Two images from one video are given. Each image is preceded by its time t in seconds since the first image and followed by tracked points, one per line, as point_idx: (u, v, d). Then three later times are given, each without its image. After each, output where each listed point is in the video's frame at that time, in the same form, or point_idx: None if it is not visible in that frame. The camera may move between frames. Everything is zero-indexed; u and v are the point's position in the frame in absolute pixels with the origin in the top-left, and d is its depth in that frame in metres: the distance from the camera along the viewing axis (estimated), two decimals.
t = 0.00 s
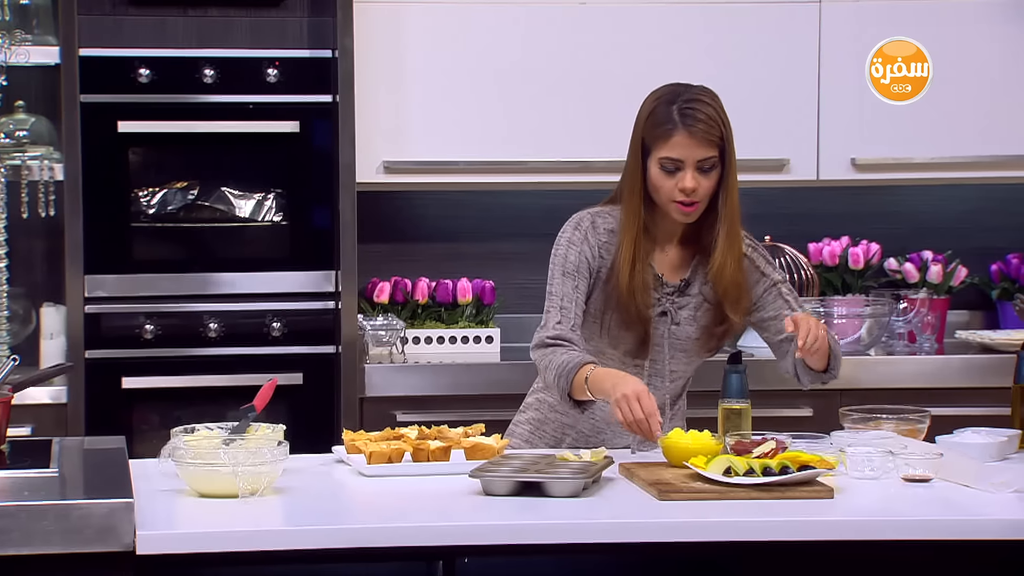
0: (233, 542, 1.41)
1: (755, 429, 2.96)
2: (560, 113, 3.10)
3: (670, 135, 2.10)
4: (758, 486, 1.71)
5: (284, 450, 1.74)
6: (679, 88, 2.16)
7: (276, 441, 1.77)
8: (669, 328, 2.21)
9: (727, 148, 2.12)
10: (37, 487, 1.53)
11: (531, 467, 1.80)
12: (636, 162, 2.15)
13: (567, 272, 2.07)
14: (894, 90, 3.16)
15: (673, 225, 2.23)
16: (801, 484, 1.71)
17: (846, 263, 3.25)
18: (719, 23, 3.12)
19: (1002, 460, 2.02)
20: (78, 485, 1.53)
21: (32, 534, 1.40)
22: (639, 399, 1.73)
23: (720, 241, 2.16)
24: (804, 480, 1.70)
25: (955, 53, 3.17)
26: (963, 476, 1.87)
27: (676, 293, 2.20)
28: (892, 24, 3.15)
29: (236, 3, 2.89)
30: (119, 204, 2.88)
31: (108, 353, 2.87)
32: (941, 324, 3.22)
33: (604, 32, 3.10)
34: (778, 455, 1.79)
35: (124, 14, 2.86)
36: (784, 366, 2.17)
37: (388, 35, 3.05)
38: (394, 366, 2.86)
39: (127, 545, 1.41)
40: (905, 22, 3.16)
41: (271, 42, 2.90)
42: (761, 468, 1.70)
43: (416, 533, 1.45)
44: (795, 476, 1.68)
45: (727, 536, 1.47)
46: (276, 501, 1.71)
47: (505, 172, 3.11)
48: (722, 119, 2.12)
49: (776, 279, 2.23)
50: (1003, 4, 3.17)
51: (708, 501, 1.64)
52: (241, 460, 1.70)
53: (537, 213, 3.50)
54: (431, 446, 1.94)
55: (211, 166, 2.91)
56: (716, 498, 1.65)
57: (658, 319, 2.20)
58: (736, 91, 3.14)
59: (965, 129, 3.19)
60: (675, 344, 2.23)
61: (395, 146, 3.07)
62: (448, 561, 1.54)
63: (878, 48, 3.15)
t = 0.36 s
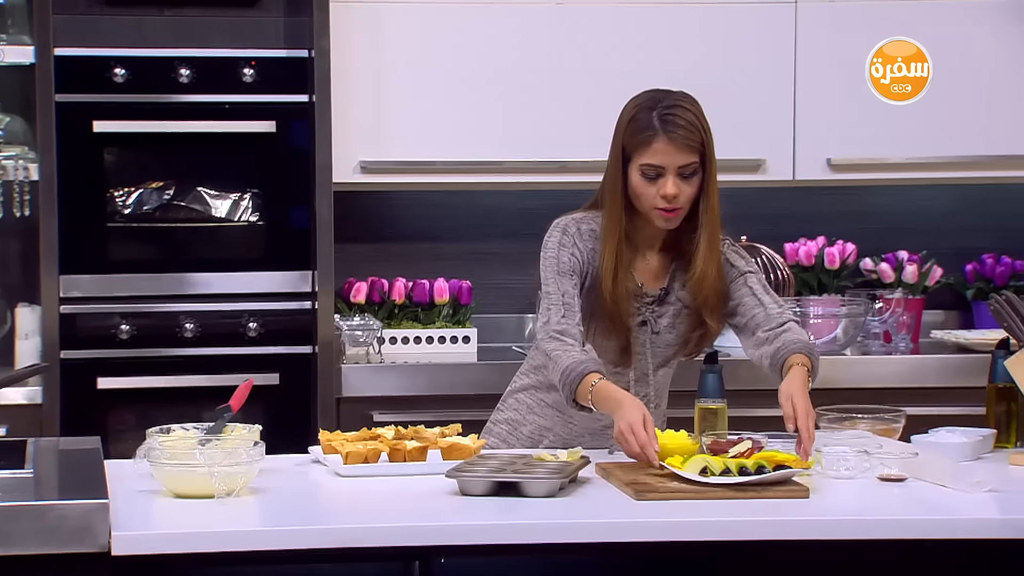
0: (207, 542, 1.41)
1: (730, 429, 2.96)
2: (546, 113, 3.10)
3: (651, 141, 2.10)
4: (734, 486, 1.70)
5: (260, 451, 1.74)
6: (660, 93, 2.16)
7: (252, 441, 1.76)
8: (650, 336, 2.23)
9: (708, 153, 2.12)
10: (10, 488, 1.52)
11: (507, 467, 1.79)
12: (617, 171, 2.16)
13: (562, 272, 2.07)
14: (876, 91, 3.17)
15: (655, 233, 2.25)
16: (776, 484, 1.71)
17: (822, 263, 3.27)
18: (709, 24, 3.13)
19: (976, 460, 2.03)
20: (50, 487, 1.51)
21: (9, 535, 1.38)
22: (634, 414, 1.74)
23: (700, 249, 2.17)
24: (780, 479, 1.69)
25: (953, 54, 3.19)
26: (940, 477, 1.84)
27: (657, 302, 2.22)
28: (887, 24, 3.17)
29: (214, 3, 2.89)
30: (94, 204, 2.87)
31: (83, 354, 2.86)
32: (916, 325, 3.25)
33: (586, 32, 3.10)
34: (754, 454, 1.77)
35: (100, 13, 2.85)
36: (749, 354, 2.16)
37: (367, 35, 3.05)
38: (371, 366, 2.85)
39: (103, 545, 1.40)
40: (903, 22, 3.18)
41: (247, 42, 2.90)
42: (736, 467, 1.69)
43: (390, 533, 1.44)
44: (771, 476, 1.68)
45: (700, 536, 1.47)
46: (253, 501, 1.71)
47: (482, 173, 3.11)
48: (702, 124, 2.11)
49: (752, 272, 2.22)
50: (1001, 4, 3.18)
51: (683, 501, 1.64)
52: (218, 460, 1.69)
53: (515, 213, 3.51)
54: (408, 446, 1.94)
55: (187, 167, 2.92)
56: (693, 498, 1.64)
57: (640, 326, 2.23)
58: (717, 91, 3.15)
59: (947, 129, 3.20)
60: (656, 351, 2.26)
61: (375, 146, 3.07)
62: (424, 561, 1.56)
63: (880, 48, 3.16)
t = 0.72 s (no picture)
0: (167, 544, 1.39)
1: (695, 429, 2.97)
2: (526, 112, 3.12)
3: (619, 147, 2.09)
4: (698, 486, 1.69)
5: (227, 451, 1.69)
6: (627, 98, 2.14)
7: (219, 443, 1.71)
8: (619, 341, 2.24)
9: (676, 158, 2.11)
10: None
11: (476, 467, 1.75)
12: (586, 177, 2.14)
13: (530, 279, 2.05)
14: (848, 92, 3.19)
15: (623, 238, 2.24)
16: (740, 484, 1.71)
17: (790, 263, 3.28)
18: (693, 23, 3.14)
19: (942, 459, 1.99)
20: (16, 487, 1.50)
21: None
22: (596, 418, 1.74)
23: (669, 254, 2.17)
24: (744, 478, 1.69)
25: (956, 53, 3.21)
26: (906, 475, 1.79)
27: (626, 307, 2.22)
28: (893, 24, 3.19)
29: (179, 2, 2.88)
30: (60, 204, 2.87)
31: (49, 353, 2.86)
32: (883, 325, 3.28)
33: (557, 33, 3.12)
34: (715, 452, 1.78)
35: (66, 13, 2.85)
36: (714, 358, 2.16)
37: (336, 35, 3.05)
38: (339, 366, 2.86)
39: (68, 547, 1.39)
40: (909, 22, 3.20)
41: (215, 42, 2.89)
42: (699, 467, 1.69)
43: (353, 533, 1.43)
44: (735, 476, 1.68)
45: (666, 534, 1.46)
46: (220, 502, 1.67)
47: (450, 173, 3.13)
48: (670, 129, 2.10)
49: (718, 276, 2.23)
50: (1005, 4, 3.20)
51: (652, 501, 1.62)
52: (185, 461, 1.65)
53: (484, 213, 3.51)
54: (377, 445, 1.89)
55: (154, 166, 2.91)
56: (659, 498, 1.62)
57: (609, 331, 2.22)
58: (690, 90, 3.16)
59: (918, 129, 3.22)
60: (625, 355, 2.26)
61: (342, 147, 3.07)
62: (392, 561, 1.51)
63: (880, 48, 3.19)
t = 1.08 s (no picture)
0: (146, 545, 1.39)
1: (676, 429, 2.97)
2: (510, 110, 3.12)
3: (606, 148, 2.08)
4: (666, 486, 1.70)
5: (210, 452, 1.68)
6: (614, 100, 2.14)
7: (202, 443, 1.71)
8: (602, 342, 2.23)
9: (663, 161, 2.11)
10: None
11: (459, 467, 1.74)
12: (573, 176, 2.14)
13: (512, 277, 2.05)
14: (834, 92, 3.20)
15: (609, 239, 2.23)
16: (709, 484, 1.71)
17: (773, 263, 3.29)
18: (686, 22, 3.15)
19: (924, 459, 1.99)
20: None
21: None
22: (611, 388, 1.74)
23: (654, 255, 2.17)
24: (711, 477, 1.69)
25: (956, 51, 3.22)
26: (888, 475, 1.78)
27: (609, 309, 2.22)
28: (892, 24, 3.21)
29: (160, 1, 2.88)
30: (42, 204, 2.87)
31: (31, 354, 2.86)
32: (865, 324, 3.29)
33: (542, 33, 3.12)
34: (682, 452, 1.82)
35: (48, 13, 2.85)
36: (697, 364, 2.16)
37: (319, 35, 3.05)
38: (322, 366, 2.86)
39: (50, 548, 1.39)
40: (908, 22, 3.21)
41: (197, 42, 2.89)
42: (667, 467, 1.69)
43: (332, 534, 1.42)
44: (703, 475, 1.68)
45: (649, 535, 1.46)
46: (202, 502, 1.66)
47: (433, 173, 3.13)
48: (657, 132, 2.10)
49: (703, 280, 2.23)
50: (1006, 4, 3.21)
51: (634, 501, 1.61)
52: (167, 462, 1.64)
53: (468, 214, 3.51)
54: (359, 446, 1.88)
55: (136, 166, 2.91)
56: (641, 498, 1.62)
57: (592, 333, 2.22)
58: (677, 90, 3.16)
59: (904, 129, 3.22)
60: (608, 357, 2.26)
61: (324, 146, 3.07)
62: (374, 561, 1.50)
63: (879, 48, 3.20)
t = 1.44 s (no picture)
0: (138, 545, 1.38)
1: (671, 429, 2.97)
2: (504, 110, 3.12)
3: (604, 149, 2.08)
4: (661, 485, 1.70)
5: (205, 452, 1.68)
6: (611, 101, 2.14)
7: (197, 443, 1.71)
8: (601, 343, 2.23)
9: (661, 161, 2.11)
10: None
11: (454, 467, 1.74)
12: (571, 177, 2.14)
13: (517, 276, 2.05)
14: (831, 91, 3.20)
15: (607, 240, 2.23)
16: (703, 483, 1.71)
17: (768, 263, 3.31)
18: (686, 22, 3.15)
19: (918, 459, 1.99)
20: None
21: None
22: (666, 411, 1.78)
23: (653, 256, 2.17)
24: (706, 477, 1.69)
25: (957, 51, 3.22)
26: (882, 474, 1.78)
27: (608, 309, 2.22)
28: (891, 24, 3.21)
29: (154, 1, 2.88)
30: (36, 204, 2.87)
31: (25, 354, 2.86)
32: (860, 325, 3.31)
33: (538, 33, 3.12)
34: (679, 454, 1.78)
35: (42, 12, 2.85)
36: (696, 364, 2.16)
37: (314, 34, 3.05)
38: (317, 367, 2.87)
39: (44, 548, 1.39)
40: (907, 22, 3.21)
41: (191, 42, 2.89)
42: (662, 467, 1.68)
43: (324, 534, 1.42)
44: (698, 475, 1.67)
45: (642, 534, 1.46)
46: (197, 502, 1.65)
47: (428, 173, 3.13)
48: (655, 132, 2.10)
49: (700, 279, 2.23)
50: (1006, 4, 3.22)
51: (629, 501, 1.62)
52: (161, 462, 1.63)
53: (462, 213, 3.51)
54: (354, 446, 1.87)
55: (130, 166, 2.90)
56: (637, 498, 1.62)
57: (592, 334, 2.22)
58: (674, 89, 3.17)
59: (900, 129, 3.22)
60: (606, 357, 2.25)
61: (319, 146, 3.07)
62: (369, 561, 1.49)
63: (879, 48, 3.20)
